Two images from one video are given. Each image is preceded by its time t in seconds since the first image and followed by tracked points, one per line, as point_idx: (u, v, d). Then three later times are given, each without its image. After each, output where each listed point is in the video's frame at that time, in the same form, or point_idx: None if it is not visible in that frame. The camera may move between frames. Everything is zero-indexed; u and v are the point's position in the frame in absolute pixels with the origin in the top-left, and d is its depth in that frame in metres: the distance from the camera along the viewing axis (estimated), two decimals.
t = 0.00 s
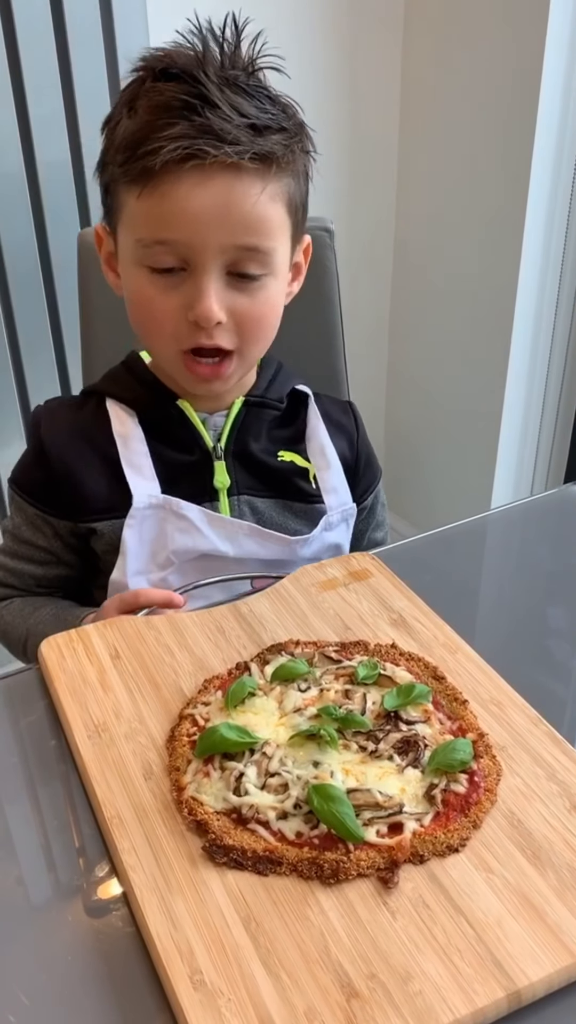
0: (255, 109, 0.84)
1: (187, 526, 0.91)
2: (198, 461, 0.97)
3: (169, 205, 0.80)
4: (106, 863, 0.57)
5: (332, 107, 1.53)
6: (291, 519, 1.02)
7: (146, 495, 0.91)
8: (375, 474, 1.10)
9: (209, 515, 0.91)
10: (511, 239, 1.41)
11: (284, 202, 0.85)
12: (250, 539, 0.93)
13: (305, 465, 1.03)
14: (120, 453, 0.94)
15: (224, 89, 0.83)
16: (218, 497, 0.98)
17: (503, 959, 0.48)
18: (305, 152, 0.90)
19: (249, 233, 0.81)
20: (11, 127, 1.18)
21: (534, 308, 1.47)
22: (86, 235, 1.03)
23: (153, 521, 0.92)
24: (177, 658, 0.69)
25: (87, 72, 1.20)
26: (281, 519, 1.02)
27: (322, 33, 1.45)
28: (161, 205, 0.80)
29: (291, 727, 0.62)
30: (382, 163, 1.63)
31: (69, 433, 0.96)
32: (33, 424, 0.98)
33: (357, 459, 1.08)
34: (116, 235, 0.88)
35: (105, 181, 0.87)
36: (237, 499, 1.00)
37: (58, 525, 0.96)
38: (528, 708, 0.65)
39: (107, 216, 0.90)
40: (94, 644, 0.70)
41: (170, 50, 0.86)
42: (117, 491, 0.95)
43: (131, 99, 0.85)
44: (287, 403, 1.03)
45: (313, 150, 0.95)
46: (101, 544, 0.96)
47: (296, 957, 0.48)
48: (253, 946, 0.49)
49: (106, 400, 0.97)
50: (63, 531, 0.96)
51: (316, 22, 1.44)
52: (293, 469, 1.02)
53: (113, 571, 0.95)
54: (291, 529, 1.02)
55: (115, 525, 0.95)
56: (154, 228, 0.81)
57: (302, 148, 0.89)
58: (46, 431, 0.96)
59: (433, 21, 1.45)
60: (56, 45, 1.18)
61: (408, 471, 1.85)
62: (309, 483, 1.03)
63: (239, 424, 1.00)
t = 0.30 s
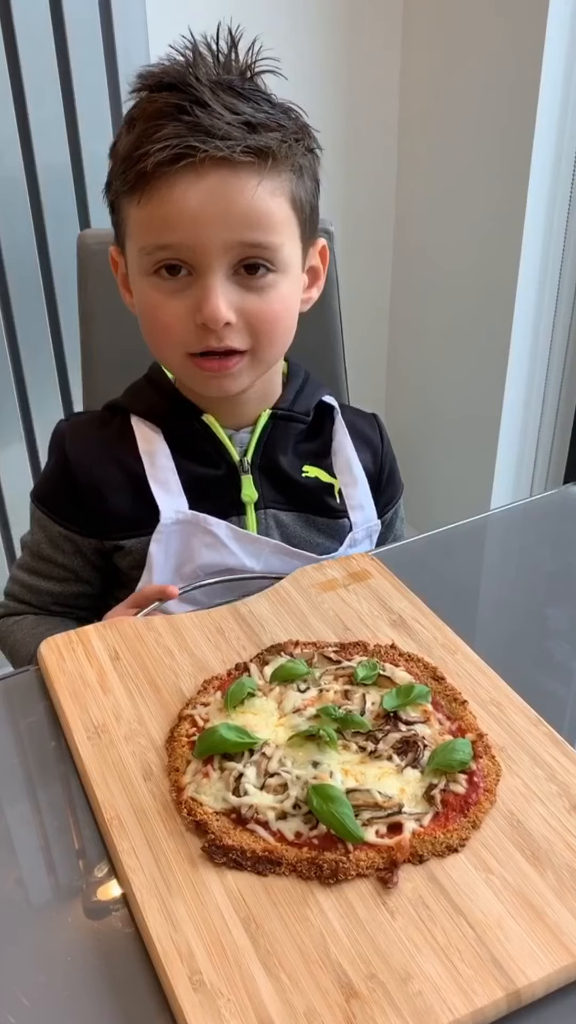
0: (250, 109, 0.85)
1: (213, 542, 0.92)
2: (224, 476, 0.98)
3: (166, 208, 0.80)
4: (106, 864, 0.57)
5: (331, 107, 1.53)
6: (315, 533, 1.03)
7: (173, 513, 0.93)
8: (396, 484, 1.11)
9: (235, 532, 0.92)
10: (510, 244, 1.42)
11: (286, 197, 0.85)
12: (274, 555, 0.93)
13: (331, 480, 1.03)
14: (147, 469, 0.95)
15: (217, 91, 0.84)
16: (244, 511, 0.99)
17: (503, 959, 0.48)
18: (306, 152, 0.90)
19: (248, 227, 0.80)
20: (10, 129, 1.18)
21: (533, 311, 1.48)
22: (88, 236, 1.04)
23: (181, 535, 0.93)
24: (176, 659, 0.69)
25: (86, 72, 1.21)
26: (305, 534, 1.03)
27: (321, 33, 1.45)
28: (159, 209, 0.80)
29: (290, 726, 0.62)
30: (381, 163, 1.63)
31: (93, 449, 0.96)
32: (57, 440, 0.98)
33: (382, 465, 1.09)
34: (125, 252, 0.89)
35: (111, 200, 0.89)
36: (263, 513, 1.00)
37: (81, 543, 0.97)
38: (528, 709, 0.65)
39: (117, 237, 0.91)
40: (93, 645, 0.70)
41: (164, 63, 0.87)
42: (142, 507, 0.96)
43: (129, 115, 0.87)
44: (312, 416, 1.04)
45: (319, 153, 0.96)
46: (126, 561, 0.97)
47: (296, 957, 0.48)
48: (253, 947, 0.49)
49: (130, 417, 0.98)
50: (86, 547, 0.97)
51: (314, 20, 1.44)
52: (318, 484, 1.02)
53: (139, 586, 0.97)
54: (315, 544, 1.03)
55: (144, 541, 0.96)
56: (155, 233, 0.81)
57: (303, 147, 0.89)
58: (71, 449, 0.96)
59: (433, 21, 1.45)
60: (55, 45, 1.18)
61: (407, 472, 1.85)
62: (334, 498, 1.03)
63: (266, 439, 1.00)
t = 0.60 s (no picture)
0: (183, 128, 0.85)
1: (241, 551, 0.93)
2: (256, 486, 0.98)
3: (130, 254, 0.82)
4: (106, 863, 0.57)
5: (330, 106, 1.53)
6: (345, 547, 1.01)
7: (201, 522, 0.93)
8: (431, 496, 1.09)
9: (263, 542, 0.92)
10: (508, 238, 1.41)
11: (234, 197, 0.83)
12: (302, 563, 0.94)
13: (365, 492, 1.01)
14: (178, 478, 0.96)
15: (152, 126, 0.85)
16: (276, 523, 0.98)
17: (502, 960, 0.48)
18: (255, 146, 0.89)
19: (204, 242, 0.80)
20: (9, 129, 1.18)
21: (532, 312, 1.48)
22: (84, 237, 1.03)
23: (209, 544, 0.94)
24: (175, 659, 0.69)
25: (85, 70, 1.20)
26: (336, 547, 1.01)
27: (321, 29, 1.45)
28: (126, 257, 0.82)
29: (289, 727, 0.62)
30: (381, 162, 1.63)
31: (127, 453, 0.97)
32: (93, 445, 0.99)
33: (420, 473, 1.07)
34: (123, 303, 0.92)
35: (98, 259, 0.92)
36: (294, 524, 0.99)
37: (112, 548, 0.98)
38: (527, 709, 0.65)
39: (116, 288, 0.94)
40: (91, 645, 0.70)
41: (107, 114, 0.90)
42: (174, 516, 0.97)
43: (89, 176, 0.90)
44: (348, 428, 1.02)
45: (279, 136, 0.95)
46: (154, 567, 0.98)
47: (295, 957, 0.48)
48: (251, 948, 0.49)
49: (165, 425, 0.98)
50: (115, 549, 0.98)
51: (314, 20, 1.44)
52: (352, 497, 1.01)
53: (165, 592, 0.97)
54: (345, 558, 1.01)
55: (174, 550, 0.97)
56: (129, 280, 0.83)
57: (248, 144, 0.88)
58: (107, 455, 0.98)
59: (432, 21, 1.45)
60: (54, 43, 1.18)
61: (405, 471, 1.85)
62: (370, 512, 1.01)
63: (299, 448, 0.99)
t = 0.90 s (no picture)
0: (171, 160, 0.85)
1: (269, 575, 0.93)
2: (293, 511, 0.96)
3: (138, 294, 0.83)
4: (106, 865, 0.57)
5: (330, 107, 1.54)
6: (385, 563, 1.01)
7: (225, 554, 0.93)
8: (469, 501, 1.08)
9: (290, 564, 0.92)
10: (508, 237, 1.41)
11: (230, 218, 0.83)
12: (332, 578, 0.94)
13: (402, 506, 1.00)
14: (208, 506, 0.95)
15: (139, 165, 0.86)
16: (313, 546, 0.97)
17: (502, 961, 0.48)
18: (245, 164, 0.89)
19: (208, 269, 0.80)
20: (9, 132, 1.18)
21: (530, 313, 1.48)
22: (84, 243, 1.03)
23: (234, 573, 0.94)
24: (175, 662, 0.69)
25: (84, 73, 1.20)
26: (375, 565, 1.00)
27: (319, 31, 1.45)
28: (136, 297, 0.83)
29: (290, 729, 0.62)
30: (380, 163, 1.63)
31: (162, 482, 0.97)
32: (127, 469, 0.99)
33: (457, 482, 1.06)
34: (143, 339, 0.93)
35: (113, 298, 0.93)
36: (332, 547, 0.99)
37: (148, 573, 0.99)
38: (527, 711, 0.65)
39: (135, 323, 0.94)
40: (92, 647, 0.70)
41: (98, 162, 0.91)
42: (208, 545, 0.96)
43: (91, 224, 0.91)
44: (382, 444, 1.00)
45: (265, 147, 0.94)
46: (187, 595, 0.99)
47: (296, 959, 0.48)
48: (253, 950, 0.49)
49: (197, 451, 0.96)
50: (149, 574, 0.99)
51: (312, 21, 1.44)
52: (388, 514, 0.99)
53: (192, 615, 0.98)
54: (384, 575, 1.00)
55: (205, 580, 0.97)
56: (142, 320, 0.84)
57: (237, 164, 0.88)
58: (141, 482, 0.97)
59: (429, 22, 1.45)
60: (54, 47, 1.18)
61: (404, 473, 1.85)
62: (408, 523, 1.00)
63: (334, 471, 0.98)
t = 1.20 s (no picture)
0: (217, 138, 0.85)
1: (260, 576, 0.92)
2: (283, 513, 0.96)
3: (165, 267, 0.81)
4: (104, 864, 0.57)
5: (329, 109, 1.54)
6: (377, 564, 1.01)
7: (217, 555, 0.92)
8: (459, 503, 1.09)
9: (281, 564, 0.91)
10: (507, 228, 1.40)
11: (274, 208, 0.83)
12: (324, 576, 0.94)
13: (394, 507, 1.00)
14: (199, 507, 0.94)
15: (179, 136, 0.85)
16: (304, 548, 0.97)
17: (500, 957, 0.48)
18: (288, 155, 0.89)
19: (246, 253, 0.80)
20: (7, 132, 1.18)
21: (530, 311, 1.48)
22: (84, 240, 1.03)
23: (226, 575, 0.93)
24: (173, 660, 0.69)
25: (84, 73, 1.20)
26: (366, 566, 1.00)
27: (318, 32, 1.45)
28: (161, 269, 0.82)
29: (287, 726, 0.62)
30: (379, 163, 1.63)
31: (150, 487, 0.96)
32: (115, 476, 0.98)
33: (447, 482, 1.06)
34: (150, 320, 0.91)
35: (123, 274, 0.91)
36: (323, 549, 0.99)
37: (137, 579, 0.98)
38: (525, 708, 0.65)
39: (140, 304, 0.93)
40: (89, 646, 0.70)
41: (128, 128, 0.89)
42: (197, 553, 0.96)
43: (112, 188, 0.89)
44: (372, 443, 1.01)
45: (306, 147, 0.95)
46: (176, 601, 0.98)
47: (293, 956, 0.48)
48: (250, 947, 0.49)
49: (186, 455, 0.96)
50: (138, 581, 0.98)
51: (311, 21, 1.44)
52: (379, 514, 0.99)
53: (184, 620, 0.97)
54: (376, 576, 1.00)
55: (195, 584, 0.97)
56: (164, 294, 0.82)
57: (282, 154, 0.88)
58: (129, 489, 0.96)
59: (428, 22, 1.45)
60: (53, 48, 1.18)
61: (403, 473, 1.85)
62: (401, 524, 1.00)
63: (325, 471, 0.98)
